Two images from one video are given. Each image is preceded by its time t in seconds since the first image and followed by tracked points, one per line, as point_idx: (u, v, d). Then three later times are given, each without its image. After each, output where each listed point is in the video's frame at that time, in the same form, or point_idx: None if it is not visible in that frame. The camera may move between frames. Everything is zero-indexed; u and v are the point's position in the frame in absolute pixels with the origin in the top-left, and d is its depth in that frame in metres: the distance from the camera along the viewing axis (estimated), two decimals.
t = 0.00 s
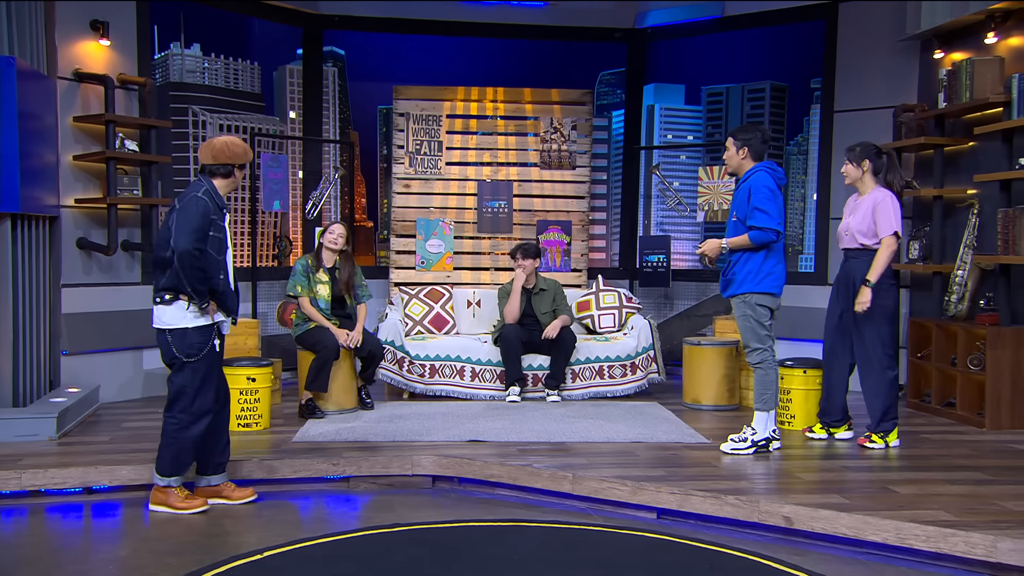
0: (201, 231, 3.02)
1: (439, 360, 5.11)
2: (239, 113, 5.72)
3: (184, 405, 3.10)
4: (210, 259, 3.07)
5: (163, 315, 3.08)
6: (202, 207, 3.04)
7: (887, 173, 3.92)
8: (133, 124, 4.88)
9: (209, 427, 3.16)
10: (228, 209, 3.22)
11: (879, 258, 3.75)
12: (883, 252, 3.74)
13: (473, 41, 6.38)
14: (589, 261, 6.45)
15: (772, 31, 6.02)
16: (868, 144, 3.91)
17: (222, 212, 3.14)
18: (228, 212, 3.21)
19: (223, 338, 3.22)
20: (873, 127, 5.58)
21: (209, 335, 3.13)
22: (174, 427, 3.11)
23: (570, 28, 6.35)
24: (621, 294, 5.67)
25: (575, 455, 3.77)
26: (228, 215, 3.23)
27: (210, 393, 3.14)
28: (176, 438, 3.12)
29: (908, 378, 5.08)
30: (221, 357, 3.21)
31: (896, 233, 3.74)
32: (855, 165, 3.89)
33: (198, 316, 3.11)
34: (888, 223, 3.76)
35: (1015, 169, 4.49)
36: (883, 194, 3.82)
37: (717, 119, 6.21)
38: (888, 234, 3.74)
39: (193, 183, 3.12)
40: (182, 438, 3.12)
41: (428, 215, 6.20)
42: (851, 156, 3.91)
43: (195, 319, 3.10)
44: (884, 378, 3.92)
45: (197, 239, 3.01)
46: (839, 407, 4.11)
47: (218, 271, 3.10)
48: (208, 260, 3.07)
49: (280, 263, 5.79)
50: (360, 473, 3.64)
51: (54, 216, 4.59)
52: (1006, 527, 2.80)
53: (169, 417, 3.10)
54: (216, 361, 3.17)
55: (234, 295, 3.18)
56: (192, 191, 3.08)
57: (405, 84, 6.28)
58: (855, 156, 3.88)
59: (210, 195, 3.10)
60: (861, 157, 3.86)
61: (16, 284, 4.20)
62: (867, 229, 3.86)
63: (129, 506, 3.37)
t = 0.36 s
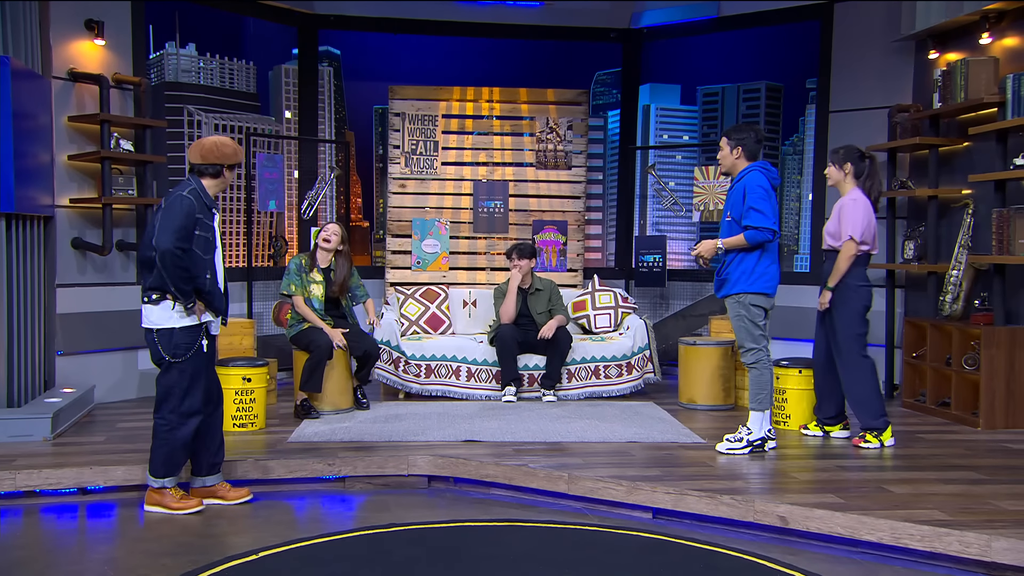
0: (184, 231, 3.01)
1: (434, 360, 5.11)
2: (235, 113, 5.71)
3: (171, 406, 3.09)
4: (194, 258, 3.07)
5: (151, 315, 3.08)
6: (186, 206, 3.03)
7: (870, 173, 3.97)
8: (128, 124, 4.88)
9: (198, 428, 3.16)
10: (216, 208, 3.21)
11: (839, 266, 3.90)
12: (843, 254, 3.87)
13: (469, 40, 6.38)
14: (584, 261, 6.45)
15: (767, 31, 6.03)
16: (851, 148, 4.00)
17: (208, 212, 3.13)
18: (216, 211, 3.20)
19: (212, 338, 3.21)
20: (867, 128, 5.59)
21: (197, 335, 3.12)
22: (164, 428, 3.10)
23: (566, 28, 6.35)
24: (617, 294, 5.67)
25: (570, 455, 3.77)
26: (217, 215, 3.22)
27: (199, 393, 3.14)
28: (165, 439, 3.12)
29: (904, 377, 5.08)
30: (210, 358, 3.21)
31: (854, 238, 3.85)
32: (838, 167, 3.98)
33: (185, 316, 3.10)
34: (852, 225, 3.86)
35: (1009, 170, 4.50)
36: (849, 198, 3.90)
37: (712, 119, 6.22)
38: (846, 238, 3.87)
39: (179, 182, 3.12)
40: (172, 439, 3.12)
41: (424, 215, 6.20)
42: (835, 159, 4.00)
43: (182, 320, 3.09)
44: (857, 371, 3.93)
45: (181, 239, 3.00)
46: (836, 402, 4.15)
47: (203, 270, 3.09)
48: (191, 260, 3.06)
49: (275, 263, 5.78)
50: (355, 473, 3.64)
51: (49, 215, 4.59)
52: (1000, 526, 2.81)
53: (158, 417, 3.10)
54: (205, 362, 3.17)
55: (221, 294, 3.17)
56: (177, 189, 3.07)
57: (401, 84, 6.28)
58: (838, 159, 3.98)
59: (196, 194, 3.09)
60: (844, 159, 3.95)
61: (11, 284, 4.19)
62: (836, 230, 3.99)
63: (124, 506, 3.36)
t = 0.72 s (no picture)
0: (176, 230, 3.01)
1: (434, 360, 5.11)
2: (234, 113, 5.71)
3: (170, 406, 3.09)
4: (189, 258, 3.07)
5: (149, 316, 3.08)
6: (178, 206, 3.03)
7: (842, 174, 4.03)
8: (128, 124, 4.88)
9: (198, 428, 3.16)
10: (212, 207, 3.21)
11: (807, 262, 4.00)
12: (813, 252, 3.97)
13: (469, 40, 6.38)
14: (584, 261, 6.45)
15: (767, 31, 6.03)
16: (825, 150, 4.06)
17: (202, 211, 3.13)
18: (212, 210, 3.20)
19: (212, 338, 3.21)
20: (867, 128, 5.60)
21: (195, 335, 3.12)
22: (163, 428, 3.10)
23: (566, 28, 6.35)
24: (617, 294, 5.67)
25: (570, 456, 3.77)
26: (213, 214, 3.22)
27: (198, 394, 3.14)
28: (164, 440, 3.12)
29: (904, 377, 5.08)
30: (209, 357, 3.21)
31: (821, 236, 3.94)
32: (812, 168, 4.05)
33: (183, 316, 3.10)
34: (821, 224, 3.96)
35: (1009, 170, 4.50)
36: (818, 198, 4.01)
37: (712, 119, 6.22)
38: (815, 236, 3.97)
39: (173, 183, 3.12)
40: (171, 439, 3.12)
41: (424, 215, 6.20)
42: (809, 161, 4.07)
43: (178, 320, 3.09)
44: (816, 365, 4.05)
45: (173, 239, 3.00)
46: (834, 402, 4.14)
47: (198, 270, 3.09)
48: (184, 259, 3.06)
49: (275, 263, 5.78)
50: (355, 473, 3.64)
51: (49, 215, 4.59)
52: (1000, 527, 2.81)
53: (157, 417, 3.10)
54: (203, 362, 3.17)
55: (217, 294, 3.17)
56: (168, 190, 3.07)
57: (401, 85, 6.28)
58: (811, 160, 4.05)
59: (189, 194, 3.10)
60: (817, 162, 4.02)
61: (11, 284, 4.18)
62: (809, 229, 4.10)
63: (124, 507, 3.37)
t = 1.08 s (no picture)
0: (173, 230, 3.01)
1: (435, 360, 5.11)
2: (234, 113, 5.71)
3: (169, 407, 3.09)
4: (186, 258, 3.07)
5: (148, 316, 3.08)
6: (175, 206, 3.04)
7: (802, 180, 4.21)
8: (128, 124, 4.88)
9: (197, 428, 3.16)
10: (211, 207, 3.21)
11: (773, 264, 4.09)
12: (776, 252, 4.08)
13: (469, 40, 6.38)
14: (584, 261, 6.45)
15: (767, 31, 6.03)
16: (787, 156, 4.26)
17: (200, 211, 3.13)
18: (211, 210, 3.20)
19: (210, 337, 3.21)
20: (867, 129, 5.60)
21: (194, 335, 3.12)
22: (163, 428, 3.10)
23: (566, 28, 6.35)
24: (617, 294, 5.67)
25: (570, 456, 3.77)
26: (212, 214, 3.22)
27: (196, 395, 3.14)
28: (163, 440, 3.12)
29: (904, 377, 5.07)
30: (207, 357, 3.21)
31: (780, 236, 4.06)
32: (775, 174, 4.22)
33: (182, 316, 3.09)
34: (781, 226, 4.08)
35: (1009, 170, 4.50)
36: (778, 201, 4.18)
37: (712, 119, 6.23)
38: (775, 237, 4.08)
39: (172, 183, 3.13)
40: (170, 439, 3.12)
41: (424, 215, 6.20)
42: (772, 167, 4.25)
43: (177, 320, 3.09)
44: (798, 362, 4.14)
45: (169, 238, 3.00)
46: (831, 400, 4.17)
47: (196, 270, 3.09)
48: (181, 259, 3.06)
49: (275, 263, 5.78)
50: (355, 474, 3.64)
51: (49, 215, 4.59)
52: (1000, 527, 2.81)
53: (156, 418, 3.10)
54: (202, 362, 3.17)
55: (215, 294, 3.16)
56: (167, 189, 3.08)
57: (401, 85, 6.28)
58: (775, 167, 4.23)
59: (187, 193, 3.10)
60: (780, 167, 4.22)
61: (10, 285, 4.18)
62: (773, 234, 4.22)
63: (124, 507, 3.36)
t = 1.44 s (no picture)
0: (170, 229, 3.02)
1: (435, 360, 5.11)
2: (235, 113, 5.72)
3: (168, 406, 3.09)
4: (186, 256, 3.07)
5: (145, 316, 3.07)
6: (170, 205, 3.04)
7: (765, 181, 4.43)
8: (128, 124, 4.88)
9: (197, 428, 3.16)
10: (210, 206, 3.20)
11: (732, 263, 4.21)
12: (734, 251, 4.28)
13: (469, 41, 6.38)
14: (584, 261, 6.44)
15: (767, 31, 6.03)
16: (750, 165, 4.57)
17: (197, 208, 3.13)
18: (210, 209, 3.20)
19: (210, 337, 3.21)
20: (867, 129, 5.61)
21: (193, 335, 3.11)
22: (162, 427, 3.10)
23: (566, 28, 6.35)
24: (617, 294, 5.67)
25: (570, 455, 3.77)
26: (211, 213, 3.21)
27: (195, 394, 3.14)
28: (163, 439, 3.12)
29: (904, 377, 5.07)
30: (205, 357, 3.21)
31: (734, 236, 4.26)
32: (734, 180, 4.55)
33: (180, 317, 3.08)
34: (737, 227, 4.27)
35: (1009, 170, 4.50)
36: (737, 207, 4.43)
37: (712, 119, 6.23)
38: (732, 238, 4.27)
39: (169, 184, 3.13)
40: (169, 439, 3.12)
41: (424, 215, 6.21)
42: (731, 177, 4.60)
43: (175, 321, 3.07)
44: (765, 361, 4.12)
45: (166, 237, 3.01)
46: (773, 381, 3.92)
47: (197, 267, 3.09)
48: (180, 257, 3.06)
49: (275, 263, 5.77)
50: (355, 473, 3.64)
51: (49, 215, 4.59)
52: (1000, 527, 2.80)
53: (156, 416, 3.10)
54: (201, 362, 3.17)
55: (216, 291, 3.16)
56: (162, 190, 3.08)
57: (401, 85, 6.29)
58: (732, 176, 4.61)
59: (183, 191, 3.09)
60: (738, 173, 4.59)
61: (10, 285, 4.17)
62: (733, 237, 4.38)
63: (124, 506, 3.37)
